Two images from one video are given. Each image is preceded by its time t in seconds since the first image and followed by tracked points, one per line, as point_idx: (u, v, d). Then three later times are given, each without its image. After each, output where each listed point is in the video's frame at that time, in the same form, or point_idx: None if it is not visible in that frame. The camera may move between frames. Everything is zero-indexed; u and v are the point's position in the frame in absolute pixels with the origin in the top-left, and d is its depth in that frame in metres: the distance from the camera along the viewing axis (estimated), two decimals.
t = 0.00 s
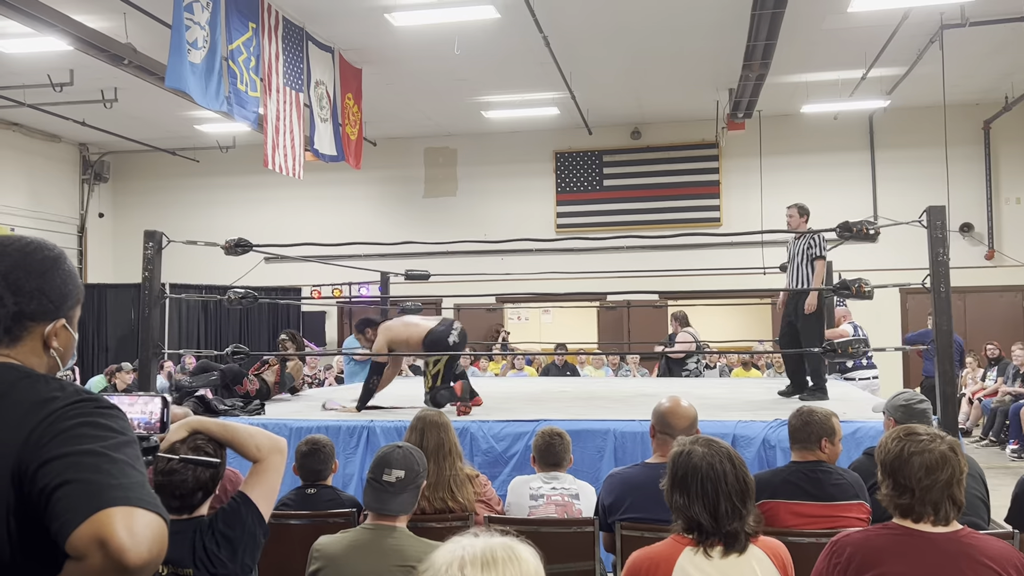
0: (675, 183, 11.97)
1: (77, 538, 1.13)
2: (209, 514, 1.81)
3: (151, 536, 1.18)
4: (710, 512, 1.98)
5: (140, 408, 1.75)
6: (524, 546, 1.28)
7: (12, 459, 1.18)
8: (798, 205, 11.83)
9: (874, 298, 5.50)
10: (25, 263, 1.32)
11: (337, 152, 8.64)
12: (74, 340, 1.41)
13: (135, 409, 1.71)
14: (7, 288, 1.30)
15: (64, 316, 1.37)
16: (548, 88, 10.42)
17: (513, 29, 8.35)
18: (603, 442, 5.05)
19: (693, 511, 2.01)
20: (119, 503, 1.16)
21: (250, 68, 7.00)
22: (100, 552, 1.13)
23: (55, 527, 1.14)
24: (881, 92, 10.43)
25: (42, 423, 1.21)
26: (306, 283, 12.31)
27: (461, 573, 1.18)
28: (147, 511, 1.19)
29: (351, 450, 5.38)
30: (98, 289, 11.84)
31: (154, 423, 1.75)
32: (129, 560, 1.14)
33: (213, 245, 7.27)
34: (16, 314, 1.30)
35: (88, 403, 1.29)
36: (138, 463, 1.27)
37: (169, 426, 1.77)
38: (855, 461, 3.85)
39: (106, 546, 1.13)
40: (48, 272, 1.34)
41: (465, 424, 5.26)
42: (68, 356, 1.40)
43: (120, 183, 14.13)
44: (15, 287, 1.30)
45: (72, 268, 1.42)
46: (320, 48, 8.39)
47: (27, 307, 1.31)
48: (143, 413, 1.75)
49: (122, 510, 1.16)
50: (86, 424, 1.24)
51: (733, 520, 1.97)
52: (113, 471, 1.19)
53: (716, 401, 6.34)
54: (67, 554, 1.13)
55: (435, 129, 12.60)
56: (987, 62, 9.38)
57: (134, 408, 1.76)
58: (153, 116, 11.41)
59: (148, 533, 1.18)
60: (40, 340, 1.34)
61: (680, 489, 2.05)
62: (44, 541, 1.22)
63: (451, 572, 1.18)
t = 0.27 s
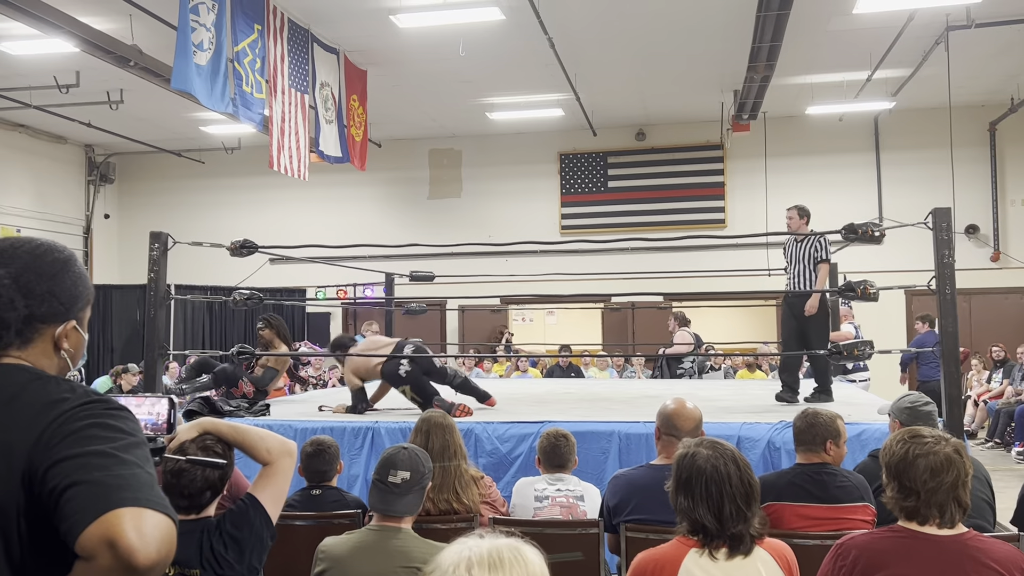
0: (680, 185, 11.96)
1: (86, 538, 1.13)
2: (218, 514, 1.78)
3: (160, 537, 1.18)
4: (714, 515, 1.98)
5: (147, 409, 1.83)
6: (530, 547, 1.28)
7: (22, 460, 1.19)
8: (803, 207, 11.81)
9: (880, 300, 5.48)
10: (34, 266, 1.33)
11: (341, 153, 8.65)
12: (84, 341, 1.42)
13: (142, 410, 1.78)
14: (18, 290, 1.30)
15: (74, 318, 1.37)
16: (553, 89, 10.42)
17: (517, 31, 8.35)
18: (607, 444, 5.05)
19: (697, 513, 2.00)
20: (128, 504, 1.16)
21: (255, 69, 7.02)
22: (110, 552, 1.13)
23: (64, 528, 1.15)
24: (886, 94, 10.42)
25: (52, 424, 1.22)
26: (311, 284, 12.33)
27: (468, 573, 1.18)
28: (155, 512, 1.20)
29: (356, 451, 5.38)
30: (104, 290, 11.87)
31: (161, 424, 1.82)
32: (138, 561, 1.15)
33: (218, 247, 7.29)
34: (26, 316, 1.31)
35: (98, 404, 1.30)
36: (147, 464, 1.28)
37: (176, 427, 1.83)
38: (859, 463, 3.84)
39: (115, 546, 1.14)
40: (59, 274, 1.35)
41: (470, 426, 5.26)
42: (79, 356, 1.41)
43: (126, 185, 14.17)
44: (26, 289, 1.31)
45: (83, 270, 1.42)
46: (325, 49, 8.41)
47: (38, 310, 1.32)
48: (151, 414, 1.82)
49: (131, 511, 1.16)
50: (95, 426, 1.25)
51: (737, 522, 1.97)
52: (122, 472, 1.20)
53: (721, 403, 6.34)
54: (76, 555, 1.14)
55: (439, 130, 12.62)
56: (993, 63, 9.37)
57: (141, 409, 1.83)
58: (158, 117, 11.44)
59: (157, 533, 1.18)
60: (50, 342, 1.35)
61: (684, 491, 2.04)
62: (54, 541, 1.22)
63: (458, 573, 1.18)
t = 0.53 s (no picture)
0: (682, 185, 11.96)
1: (89, 537, 1.13)
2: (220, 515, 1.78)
3: (163, 536, 1.19)
4: (709, 515, 1.98)
5: (150, 409, 1.83)
6: (530, 547, 1.28)
7: (26, 459, 1.19)
8: (806, 207, 11.82)
9: (882, 300, 5.47)
10: (41, 266, 1.33)
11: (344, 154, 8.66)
12: (89, 340, 1.42)
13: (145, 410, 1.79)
14: (25, 289, 1.30)
15: (79, 317, 1.38)
16: (556, 90, 10.43)
17: (520, 31, 8.35)
18: (609, 444, 5.05)
19: (692, 513, 2.01)
20: (132, 503, 1.17)
21: (258, 70, 7.02)
22: (113, 551, 1.13)
23: (68, 527, 1.15)
24: (889, 95, 10.43)
25: (57, 423, 1.22)
26: (313, 284, 12.34)
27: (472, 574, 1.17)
28: (158, 511, 1.20)
29: (358, 451, 5.38)
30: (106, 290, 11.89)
31: (164, 424, 1.82)
32: (141, 560, 1.15)
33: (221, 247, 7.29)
34: (33, 316, 1.31)
35: (102, 404, 1.30)
36: (151, 463, 1.28)
37: (179, 427, 1.84)
38: (862, 465, 3.84)
39: (119, 545, 1.14)
40: (65, 274, 1.35)
41: (472, 426, 5.26)
42: (84, 356, 1.41)
43: (128, 185, 14.19)
44: (33, 289, 1.31)
45: (89, 270, 1.42)
46: (328, 50, 8.42)
47: (43, 309, 1.32)
48: (153, 414, 1.82)
49: (134, 510, 1.16)
50: (99, 425, 1.25)
51: (733, 524, 1.96)
52: (126, 472, 1.20)
53: (723, 403, 6.34)
54: (80, 553, 1.14)
55: (441, 130, 12.62)
56: (996, 64, 9.36)
57: (144, 409, 1.83)
58: (160, 117, 11.44)
59: (160, 532, 1.18)
60: (56, 341, 1.36)
61: (681, 490, 2.05)
62: (57, 540, 1.23)
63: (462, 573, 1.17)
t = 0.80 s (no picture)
0: (682, 185, 11.97)
1: (91, 537, 1.13)
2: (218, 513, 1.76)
3: (165, 535, 1.19)
4: (705, 513, 1.98)
5: (149, 408, 1.83)
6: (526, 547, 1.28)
7: (27, 459, 1.19)
8: (804, 207, 11.82)
9: (881, 300, 5.46)
10: (41, 265, 1.33)
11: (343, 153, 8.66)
12: (88, 338, 1.42)
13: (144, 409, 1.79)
14: (25, 289, 1.30)
15: (79, 315, 1.37)
16: (555, 89, 10.42)
17: (519, 30, 8.35)
18: (609, 443, 5.05)
19: (688, 510, 2.01)
20: (134, 502, 1.16)
21: (257, 69, 7.01)
22: (116, 550, 1.13)
23: (70, 527, 1.15)
24: (888, 94, 10.44)
25: (57, 423, 1.22)
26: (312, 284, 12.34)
27: None
28: (160, 511, 1.20)
29: (357, 451, 5.37)
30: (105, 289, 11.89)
31: (163, 423, 1.82)
32: (143, 559, 1.15)
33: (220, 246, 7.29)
34: (34, 316, 1.31)
35: (103, 403, 1.30)
36: (152, 463, 1.28)
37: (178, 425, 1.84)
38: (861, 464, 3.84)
39: (121, 545, 1.14)
40: (65, 273, 1.35)
41: (471, 425, 5.25)
42: (82, 354, 1.41)
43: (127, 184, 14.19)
44: (33, 288, 1.31)
45: (87, 269, 1.42)
46: (327, 49, 8.41)
47: (43, 308, 1.32)
48: (153, 413, 1.82)
49: (137, 509, 1.16)
50: (100, 425, 1.25)
51: (728, 523, 1.96)
52: (128, 471, 1.20)
53: (722, 403, 6.34)
54: (81, 553, 1.14)
55: (441, 130, 12.62)
56: (996, 64, 9.37)
57: (143, 408, 1.83)
58: (159, 116, 11.43)
59: (162, 532, 1.18)
60: (55, 340, 1.35)
61: (679, 488, 2.05)
62: (59, 540, 1.22)
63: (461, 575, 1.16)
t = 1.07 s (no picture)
0: (678, 183, 11.98)
1: (88, 537, 1.13)
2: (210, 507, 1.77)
3: (162, 534, 1.18)
4: (703, 509, 1.98)
5: (146, 406, 1.70)
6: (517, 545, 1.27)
7: (24, 459, 1.19)
8: (800, 204, 11.84)
9: (877, 298, 5.47)
10: (35, 264, 1.32)
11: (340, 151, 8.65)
12: (83, 336, 1.41)
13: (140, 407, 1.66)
14: (20, 288, 1.30)
15: (73, 314, 1.37)
16: (552, 87, 10.42)
17: (516, 28, 8.34)
18: (605, 441, 5.05)
19: (687, 506, 2.01)
20: (130, 502, 1.16)
21: (253, 67, 6.99)
22: (113, 550, 1.13)
23: (67, 526, 1.15)
24: (884, 92, 10.45)
25: (53, 423, 1.22)
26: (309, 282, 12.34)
27: None
28: (157, 510, 1.19)
29: (353, 448, 5.37)
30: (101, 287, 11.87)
31: (160, 421, 1.70)
32: (140, 558, 1.15)
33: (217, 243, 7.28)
34: (29, 315, 1.31)
35: (99, 403, 1.29)
36: (148, 462, 1.27)
37: (175, 424, 1.72)
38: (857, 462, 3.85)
39: (118, 545, 1.14)
40: (59, 271, 1.34)
41: (467, 423, 5.24)
42: (77, 351, 1.40)
43: (123, 182, 14.16)
44: (28, 287, 1.30)
45: (82, 267, 1.42)
46: (324, 47, 8.40)
47: (38, 307, 1.32)
48: (150, 411, 1.70)
49: (134, 508, 1.16)
50: (96, 424, 1.24)
51: (726, 520, 1.96)
52: (125, 470, 1.20)
53: (719, 400, 6.35)
54: (78, 552, 1.14)
55: (437, 128, 12.60)
56: (991, 62, 9.38)
57: (139, 406, 1.70)
58: (155, 114, 11.41)
59: (159, 531, 1.18)
60: (50, 338, 1.35)
61: (678, 484, 2.06)
62: (55, 539, 1.22)
63: None
